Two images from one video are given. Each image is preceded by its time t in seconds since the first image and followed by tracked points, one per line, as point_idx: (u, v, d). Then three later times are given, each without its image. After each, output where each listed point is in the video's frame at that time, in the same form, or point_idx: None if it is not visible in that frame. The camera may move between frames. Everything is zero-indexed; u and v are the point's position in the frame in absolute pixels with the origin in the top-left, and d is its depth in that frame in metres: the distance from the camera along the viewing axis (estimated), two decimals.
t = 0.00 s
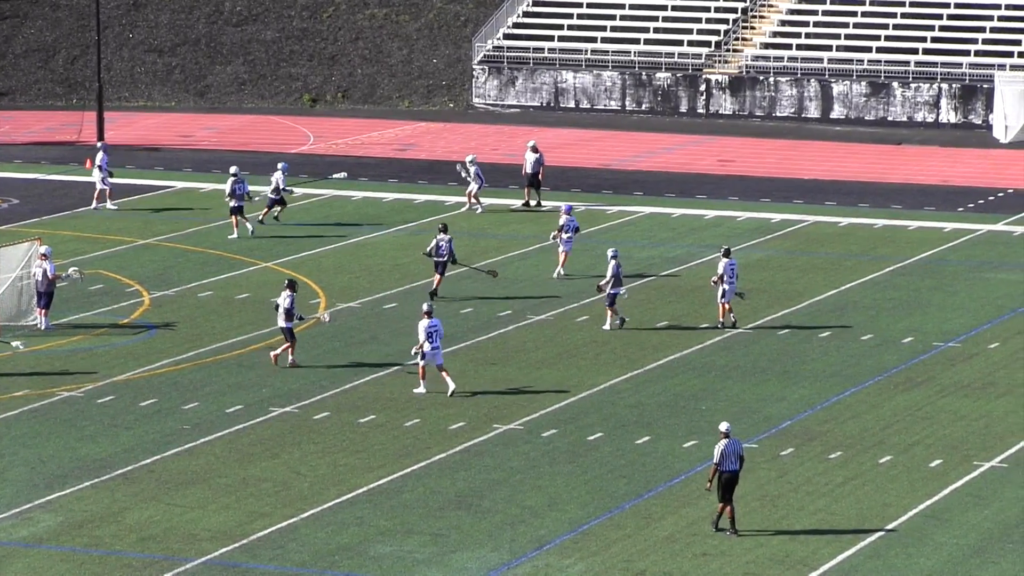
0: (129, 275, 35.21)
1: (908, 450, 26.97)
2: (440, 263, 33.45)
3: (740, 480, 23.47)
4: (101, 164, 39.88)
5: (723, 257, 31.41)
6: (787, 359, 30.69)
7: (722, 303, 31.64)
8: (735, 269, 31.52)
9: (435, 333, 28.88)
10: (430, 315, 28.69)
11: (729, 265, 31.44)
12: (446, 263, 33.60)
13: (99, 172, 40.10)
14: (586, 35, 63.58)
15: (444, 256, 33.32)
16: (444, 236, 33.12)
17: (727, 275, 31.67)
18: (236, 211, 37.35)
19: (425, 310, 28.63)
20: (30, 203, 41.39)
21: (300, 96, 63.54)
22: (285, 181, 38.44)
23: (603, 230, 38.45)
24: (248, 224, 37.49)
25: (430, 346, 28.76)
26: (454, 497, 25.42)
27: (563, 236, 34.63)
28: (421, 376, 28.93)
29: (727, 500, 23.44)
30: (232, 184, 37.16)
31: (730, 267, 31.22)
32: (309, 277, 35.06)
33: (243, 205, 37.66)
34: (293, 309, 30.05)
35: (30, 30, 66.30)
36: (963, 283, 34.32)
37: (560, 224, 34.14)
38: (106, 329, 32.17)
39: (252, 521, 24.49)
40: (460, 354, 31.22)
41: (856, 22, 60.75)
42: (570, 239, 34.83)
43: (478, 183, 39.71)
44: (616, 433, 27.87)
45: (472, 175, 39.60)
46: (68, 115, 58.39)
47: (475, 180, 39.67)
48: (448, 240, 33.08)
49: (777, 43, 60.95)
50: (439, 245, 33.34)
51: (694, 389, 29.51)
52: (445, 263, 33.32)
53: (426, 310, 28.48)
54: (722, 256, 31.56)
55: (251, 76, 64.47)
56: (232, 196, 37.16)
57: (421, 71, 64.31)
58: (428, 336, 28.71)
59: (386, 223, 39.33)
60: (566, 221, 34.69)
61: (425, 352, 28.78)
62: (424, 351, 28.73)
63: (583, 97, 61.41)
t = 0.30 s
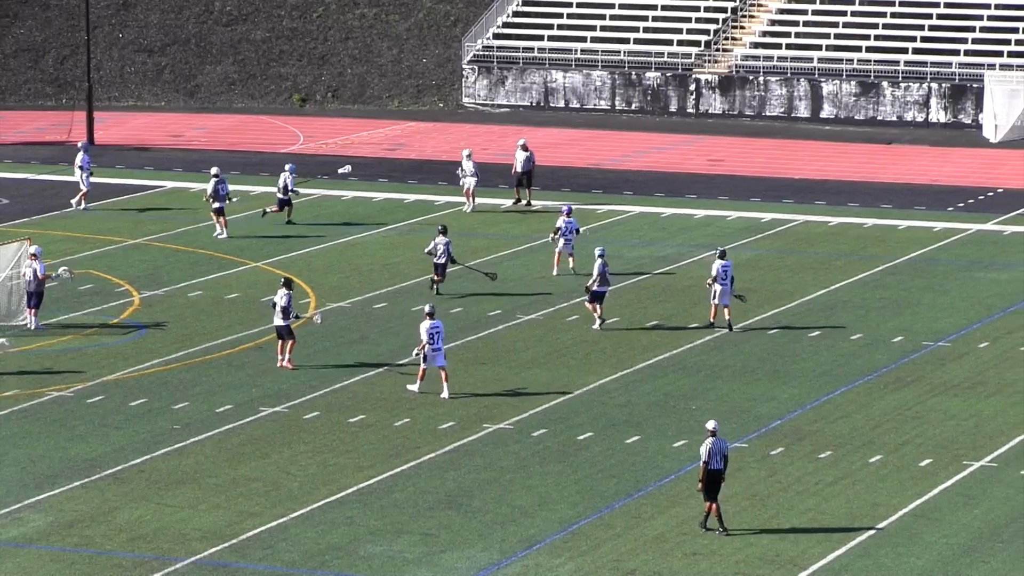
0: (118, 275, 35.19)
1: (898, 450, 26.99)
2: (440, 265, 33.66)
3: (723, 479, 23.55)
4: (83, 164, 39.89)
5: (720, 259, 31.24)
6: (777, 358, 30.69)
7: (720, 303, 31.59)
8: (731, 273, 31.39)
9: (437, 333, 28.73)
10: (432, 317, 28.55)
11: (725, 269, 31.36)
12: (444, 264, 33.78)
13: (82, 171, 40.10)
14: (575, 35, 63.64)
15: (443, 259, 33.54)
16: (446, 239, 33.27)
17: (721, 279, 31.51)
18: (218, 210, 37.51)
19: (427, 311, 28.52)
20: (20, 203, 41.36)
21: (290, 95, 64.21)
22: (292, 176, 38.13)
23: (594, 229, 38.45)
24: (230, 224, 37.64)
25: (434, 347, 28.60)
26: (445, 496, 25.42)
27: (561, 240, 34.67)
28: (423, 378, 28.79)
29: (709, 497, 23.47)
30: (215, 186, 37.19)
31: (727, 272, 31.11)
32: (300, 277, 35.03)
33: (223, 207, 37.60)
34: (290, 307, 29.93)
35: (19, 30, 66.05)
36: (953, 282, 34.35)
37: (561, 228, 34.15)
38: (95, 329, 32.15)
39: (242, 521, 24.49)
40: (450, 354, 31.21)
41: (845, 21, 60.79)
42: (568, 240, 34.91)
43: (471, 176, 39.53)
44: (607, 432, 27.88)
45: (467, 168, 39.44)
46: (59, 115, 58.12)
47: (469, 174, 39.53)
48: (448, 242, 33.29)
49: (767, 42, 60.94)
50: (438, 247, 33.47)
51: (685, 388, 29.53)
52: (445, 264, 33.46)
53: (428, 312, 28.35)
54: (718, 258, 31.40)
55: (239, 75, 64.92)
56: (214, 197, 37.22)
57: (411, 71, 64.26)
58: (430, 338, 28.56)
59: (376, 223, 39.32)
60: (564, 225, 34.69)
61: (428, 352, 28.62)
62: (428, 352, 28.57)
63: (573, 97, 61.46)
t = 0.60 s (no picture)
0: (113, 275, 35.19)
1: (893, 450, 26.98)
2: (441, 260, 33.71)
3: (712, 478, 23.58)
4: (69, 167, 39.74)
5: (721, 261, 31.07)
6: (772, 358, 30.68)
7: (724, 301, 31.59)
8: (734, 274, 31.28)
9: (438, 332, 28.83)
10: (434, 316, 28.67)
11: (728, 271, 31.23)
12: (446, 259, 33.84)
13: (71, 173, 39.92)
14: (569, 34, 63.64)
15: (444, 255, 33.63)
16: (449, 235, 33.46)
17: (721, 279, 31.38)
18: (206, 212, 37.29)
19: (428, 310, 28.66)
20: (15, 203, 41.35)
21: (285, 95, 63.81)
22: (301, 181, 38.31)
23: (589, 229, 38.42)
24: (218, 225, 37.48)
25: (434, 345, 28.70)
26: (439, 496, 25.42)
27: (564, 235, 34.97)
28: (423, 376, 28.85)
29: (700, 496, 23.49)
30: (201, 189, 37.03)
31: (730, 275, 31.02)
32: (293, 277, 35.00)
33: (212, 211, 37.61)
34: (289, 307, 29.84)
35: (13, 29, 66.07)
36: (947, 283, 34.33)
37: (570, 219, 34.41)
38: (90, 329, 32.15)
39: (236, 521, 24.48)
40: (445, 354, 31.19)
41: (840, 21, 60.81)
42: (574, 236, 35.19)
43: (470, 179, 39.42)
44: (601, 432, 27.88)
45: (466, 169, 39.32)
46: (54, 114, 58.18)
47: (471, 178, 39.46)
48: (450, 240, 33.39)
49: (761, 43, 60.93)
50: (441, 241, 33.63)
51: (679, 388, 29.51)
52: (445, 258, 33.58)
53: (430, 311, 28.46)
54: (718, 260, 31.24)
55: (234, 75, 64.62)
56: (200, 197, 37.12)
57: (406, 71, 64.32)
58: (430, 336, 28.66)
59: (370, 223, 39.29)
60: (570, 221, 35.08)
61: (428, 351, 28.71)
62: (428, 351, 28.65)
63: (568, 97, 61.40)
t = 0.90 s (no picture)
0: (110, 274, 35.20)
1: (890, 450, 26.99)
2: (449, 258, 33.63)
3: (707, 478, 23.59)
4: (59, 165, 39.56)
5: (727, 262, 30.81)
6: (769, 358, 30.67)
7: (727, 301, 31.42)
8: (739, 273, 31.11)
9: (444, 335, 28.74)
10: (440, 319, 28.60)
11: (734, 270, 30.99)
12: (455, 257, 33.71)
13: (59, 172, 39.82)
14: (566, 34, 63.65)
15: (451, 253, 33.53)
16: (457, 233, 33.26)
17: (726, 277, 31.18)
18: (191, 211, 37.15)
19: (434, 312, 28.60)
20: (13, 202, 41.34)
21: (282, 94, 63.87)
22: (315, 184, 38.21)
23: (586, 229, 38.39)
24: (205, 226, 37.33)
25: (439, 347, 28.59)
26: (437, 495, 25.43)
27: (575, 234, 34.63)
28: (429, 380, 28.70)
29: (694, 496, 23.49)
30: (190, 186, 37.01)
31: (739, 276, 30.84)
32: (289, 276, 34.95)
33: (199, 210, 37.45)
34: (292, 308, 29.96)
35: (11, 28, 66.15)
36: (944, 283, 34.34)
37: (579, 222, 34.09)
38: (87, 328, 32.15)
39: (234, 519, 24.50)
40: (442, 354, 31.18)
41: (836, 21, 60.82)
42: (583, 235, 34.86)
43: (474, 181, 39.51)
44: (599, 431, 27.89)
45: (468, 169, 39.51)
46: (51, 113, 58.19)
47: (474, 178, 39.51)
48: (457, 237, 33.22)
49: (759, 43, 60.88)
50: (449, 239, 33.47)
51: (676, 388, 29.52)
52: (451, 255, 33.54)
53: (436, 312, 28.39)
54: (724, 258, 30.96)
55: (231, 74, 64.68)
56: (191, 196, 37.04)
57: (403, 70, 64.28)
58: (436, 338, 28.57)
59: (367, 223, 39.25)
60: (580, 221, 34.65)
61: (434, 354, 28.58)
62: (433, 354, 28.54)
63: (565, 96, 61.41)
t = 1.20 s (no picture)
0: (110, 275, 35.20)
1: (890, 451, 26.97)
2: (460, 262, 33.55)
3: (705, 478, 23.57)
4: (54, 165, 39.64)
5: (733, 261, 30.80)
6: (769, 358, 30.66)
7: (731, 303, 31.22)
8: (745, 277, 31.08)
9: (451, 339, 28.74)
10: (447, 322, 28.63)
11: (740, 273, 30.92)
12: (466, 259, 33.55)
13: (52, 172, 39.86)
14: (566, 35, 63.62)
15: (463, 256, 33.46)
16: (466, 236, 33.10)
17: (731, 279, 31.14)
18: (184, 210, 37.21)
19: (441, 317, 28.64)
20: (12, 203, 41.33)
21: (282, 95, 63.95)
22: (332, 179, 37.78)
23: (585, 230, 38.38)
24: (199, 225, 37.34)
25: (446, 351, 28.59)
26: (437, 496, 25.42)
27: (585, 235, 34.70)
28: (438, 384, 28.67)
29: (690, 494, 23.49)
30: (183, 185, 37.18)
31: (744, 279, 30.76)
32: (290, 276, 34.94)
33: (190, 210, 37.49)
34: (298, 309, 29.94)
35: (11, 29, 66.12)
36: (946, 284, 34.33)
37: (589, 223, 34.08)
38: (87, 329, 32.15)
39: (234, 520, 24.49)
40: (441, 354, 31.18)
41: (837, 22, 60.79)
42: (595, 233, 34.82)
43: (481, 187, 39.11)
44: (599, 432, 27.88)
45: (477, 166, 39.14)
46: (50, 114, 58.26)
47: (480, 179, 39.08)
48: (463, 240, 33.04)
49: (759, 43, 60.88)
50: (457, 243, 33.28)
51: (677, 389, 29.52)
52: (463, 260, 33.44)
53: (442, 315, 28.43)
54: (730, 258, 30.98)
55: (232, 75, 64.71)
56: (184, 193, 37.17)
57: (404, 71, 64.43)
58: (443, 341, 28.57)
59: (367, 223, 39.26)
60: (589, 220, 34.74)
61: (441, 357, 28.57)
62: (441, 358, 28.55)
63: (565, 97, 61.46)
